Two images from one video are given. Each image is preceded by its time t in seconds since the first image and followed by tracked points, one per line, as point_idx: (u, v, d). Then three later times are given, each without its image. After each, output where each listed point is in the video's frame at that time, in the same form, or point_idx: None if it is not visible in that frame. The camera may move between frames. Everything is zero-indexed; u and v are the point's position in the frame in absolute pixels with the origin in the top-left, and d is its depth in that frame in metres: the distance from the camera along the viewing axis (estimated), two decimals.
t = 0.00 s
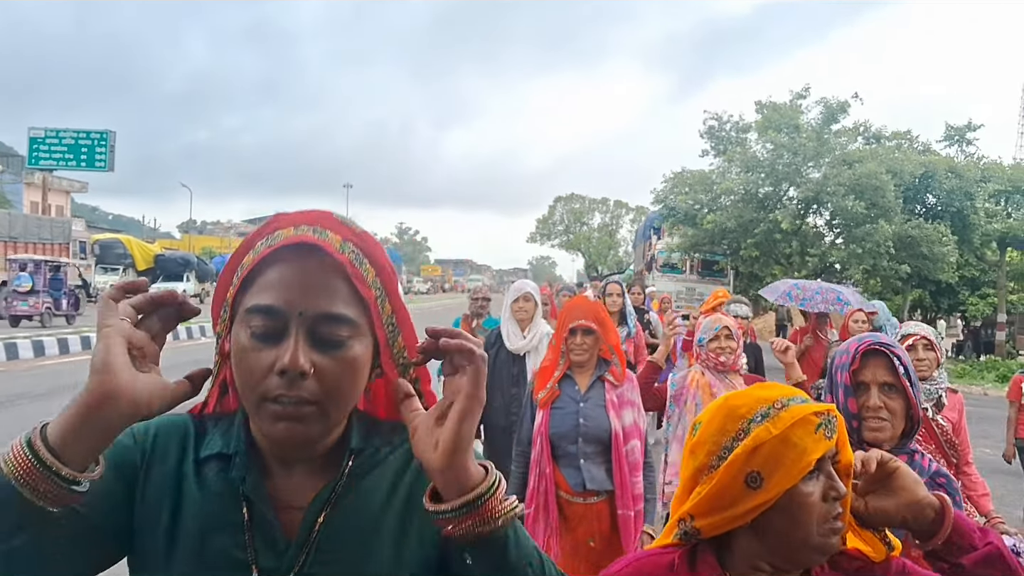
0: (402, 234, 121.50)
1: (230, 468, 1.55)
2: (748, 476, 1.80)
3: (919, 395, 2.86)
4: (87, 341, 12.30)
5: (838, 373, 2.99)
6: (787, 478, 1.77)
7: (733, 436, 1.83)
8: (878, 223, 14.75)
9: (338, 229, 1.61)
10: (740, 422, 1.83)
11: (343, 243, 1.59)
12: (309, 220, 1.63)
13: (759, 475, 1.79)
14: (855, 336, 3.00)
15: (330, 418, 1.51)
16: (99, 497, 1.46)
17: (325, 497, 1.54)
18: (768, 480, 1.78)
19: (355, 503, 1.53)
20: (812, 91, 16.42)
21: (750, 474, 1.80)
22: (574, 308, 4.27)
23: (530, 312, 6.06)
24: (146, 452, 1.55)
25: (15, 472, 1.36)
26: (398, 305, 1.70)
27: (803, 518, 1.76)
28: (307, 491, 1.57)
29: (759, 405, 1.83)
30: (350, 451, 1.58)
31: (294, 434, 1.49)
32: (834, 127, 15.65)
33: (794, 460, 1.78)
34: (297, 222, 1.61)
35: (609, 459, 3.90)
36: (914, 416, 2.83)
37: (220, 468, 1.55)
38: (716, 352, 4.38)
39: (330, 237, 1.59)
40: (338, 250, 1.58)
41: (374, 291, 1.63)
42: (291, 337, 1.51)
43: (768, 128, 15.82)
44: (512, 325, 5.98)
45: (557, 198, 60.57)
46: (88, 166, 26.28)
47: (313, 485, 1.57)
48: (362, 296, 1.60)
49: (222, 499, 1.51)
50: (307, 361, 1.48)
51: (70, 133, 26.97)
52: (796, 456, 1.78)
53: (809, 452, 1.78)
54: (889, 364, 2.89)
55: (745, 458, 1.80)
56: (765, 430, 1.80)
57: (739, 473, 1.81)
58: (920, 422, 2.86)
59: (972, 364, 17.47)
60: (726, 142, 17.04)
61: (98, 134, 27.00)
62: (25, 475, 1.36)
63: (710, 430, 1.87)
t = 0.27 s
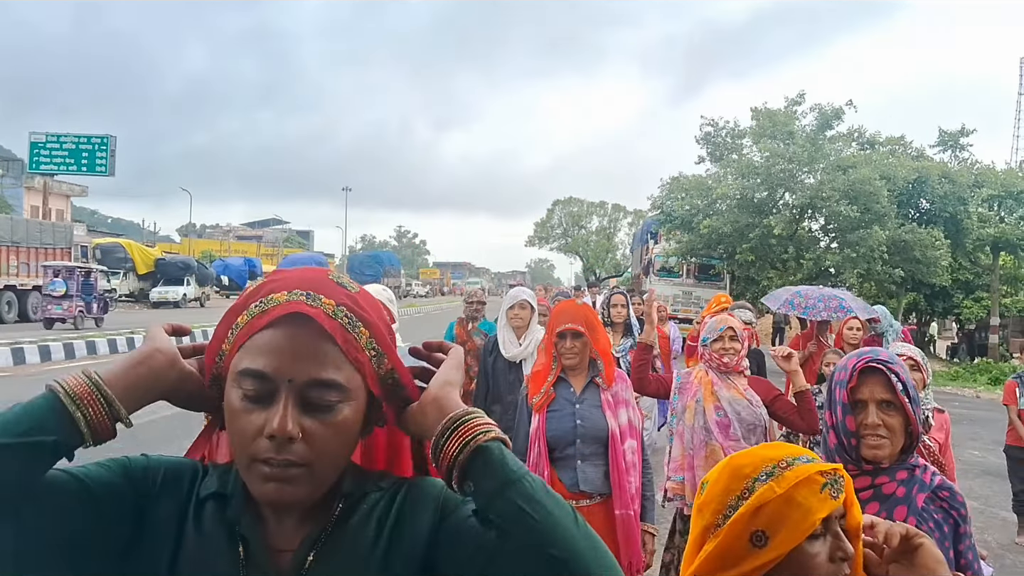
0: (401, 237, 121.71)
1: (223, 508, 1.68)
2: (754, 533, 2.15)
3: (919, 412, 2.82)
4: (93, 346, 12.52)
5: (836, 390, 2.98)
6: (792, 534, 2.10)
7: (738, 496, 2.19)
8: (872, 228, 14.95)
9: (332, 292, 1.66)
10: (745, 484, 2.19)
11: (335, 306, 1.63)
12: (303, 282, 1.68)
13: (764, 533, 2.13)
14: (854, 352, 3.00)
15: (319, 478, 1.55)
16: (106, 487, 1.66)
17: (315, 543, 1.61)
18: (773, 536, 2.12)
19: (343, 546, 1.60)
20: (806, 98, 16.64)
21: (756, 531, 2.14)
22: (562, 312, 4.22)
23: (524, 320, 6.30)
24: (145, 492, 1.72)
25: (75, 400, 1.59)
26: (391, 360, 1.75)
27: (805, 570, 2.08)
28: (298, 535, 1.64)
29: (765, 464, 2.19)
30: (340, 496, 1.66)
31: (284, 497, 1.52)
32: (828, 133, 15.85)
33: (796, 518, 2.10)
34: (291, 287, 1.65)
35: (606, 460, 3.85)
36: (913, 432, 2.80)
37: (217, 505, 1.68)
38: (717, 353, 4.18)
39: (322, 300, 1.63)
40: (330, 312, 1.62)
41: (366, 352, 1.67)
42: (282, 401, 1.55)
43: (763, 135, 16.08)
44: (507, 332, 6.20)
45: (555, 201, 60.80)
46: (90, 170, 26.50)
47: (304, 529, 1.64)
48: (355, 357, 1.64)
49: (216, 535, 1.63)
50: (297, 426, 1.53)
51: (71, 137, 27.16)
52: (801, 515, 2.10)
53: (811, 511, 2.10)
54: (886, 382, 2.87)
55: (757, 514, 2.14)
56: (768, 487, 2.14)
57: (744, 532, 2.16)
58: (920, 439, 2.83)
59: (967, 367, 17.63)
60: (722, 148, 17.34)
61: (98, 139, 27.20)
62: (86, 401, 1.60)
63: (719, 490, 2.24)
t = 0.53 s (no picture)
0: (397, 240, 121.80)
1: (225, 485, 1.68)
2: (784, 513, 2.02)
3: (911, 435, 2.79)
4: (96, 349, 12.65)
5: (827, 414, 2.97)
6: (824, 511, 1.98)
7: (767, 473, 2.06)
8: (865, 230, 15.14)
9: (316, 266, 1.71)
10: (774, 461, 2.07)
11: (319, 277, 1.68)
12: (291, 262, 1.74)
13: (795, 512, 2.01)
14: (842, 378, 2.97)
15: (312, 443, 1.55)
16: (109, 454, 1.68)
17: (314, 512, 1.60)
18: (803, 516, 2.00)
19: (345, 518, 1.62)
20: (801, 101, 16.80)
21: (786, 511, 2.02)
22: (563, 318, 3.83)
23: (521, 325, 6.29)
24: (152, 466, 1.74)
25: (28, 284, 1.57)
26: (384, 331, 1.77)
27: (836, 553, 1.96)
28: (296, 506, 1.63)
29: (796, 444, 2.08)
30: (340, 473, 1.65)
31: (275, 462, 1.53)
32: (822, 136, 16.03)
33: (828, 497, 1.99)
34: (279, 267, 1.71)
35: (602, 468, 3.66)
36: (905, 453, 2.77)
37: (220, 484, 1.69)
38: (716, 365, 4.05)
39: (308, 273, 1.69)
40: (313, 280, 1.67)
41: (360, 314, 1.68)
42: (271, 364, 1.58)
43: (757, 138, 16.23)
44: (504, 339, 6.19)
45: (551, 203, 60.97)
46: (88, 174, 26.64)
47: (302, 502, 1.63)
48: (350, 322, 1.65)
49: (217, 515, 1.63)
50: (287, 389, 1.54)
51: (70, 141, 27.28)
52: (831, 494, 2.00)
53: (843, 490, 2.00)
54: (876, 405, 2.84)
55: (793, 491, 2.02)
56: (800, 466, 2.02)
57: (775, 509, 2.02)
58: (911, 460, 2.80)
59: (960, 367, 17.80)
60: (716, 151, 17.46)
61: (97, 142, 27.32)
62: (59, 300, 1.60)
63: (748, 469, 2.10)
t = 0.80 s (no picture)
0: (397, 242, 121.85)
1: (220, 528, 1.79)
2: (834, 556, 2.14)
3: (911, 417, 2.82)
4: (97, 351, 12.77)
5: (828, 400, 2.94)
6: (872, 557, 2.11)
7: (819, 518, 2.18)
8: (862, 233, 15.28)
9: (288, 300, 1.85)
10: (826, 506, 2.19)
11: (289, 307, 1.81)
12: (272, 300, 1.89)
13: (845, 555, 2.13)
14: (843, 362, 2.95)
15: (293, 453, 1.65)
16: (98, 534, 1.84)
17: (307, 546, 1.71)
18: (853, 559, 2.12)
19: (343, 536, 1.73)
20: (798, 105, 16.94)
21: (836, 554, 2.14)
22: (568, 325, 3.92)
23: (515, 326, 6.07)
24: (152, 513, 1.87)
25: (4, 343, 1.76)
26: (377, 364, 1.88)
27: None
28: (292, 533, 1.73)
29: (848, 488, 2.19)
30: (329, 514, 1.75)
31: (262, 476, 1.63)
32: (820, 140, 16.16)
33: (877, 542, 2.11)
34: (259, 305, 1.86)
35: (604, 476, 3.60)
36: (908, 437, 2.79)
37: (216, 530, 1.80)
38: (709, 371, 4.16)
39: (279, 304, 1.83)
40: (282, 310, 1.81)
41: (347, 341, 1.81)
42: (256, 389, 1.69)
43: (755, 142, 16.39)
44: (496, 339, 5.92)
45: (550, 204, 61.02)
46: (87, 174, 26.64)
47: (295, 540, 1.73)
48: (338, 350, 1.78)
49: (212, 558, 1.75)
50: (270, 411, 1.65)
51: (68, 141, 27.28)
52: (880, 540, 2.12)
53: (893, 537, 2.12)
54: (877, 390, 2.84)
55: (838, 535, 2.14)
56: (851, 511, 2.14)
57: (827, 553, 2.15)
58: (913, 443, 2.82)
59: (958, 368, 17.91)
60: (713, 155, 17.60)
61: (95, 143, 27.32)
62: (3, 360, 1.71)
63: (799, 511, 2.22)
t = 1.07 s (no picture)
0: (395, 244, 122.09)
1: (189, 529, 1.72)
2: (874, 532, 1.98)
3: (927, 438, 2.78)
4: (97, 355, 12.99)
5: (847, 419, 2.88)
6: (914, 531, 1.94)
7: (859, 494, 2.03)
8: (856, 236, 15.43)
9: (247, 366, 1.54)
10: (866, 483, 2.03)
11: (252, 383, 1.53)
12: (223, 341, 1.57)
13: (885, 531, 1.97)
14: (863, 380, 2.89)
15: (267, 443, 1.59)
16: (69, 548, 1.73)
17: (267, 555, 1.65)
18: (893, 535, 1.96)
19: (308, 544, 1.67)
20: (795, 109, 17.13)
21: (876, 530, 1.98)
22: (568, 325, 3.92)
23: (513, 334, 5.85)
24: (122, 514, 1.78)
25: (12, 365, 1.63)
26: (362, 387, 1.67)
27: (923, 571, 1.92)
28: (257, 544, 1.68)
29: (888, 465, 2.03)
30: (300, 514, 1.70)
31: (234, 457, 1.58)
32: (816, 143, 16.33)
33: (917, 518, 1.94)
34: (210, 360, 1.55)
35: (599, 475, 3.64)
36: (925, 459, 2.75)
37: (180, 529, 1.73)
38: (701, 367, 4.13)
39: (239, 377, 1.53)
40: (244, 388, 1.52)
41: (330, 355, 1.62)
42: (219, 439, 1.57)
43: (751, 145, 16.64)
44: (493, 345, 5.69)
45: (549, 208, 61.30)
46: (90, 179, 26.99)
47: (261, 541, 1.68)
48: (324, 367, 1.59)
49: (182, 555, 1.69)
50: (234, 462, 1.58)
51: (71, 147, 27.58)
52: (921, 515, 1.95)
53: (934, 513, 1.94)
54: (896, 412, 2.77)
55: (876, 511, 1.98)
56: (892, 487, 1.98)
57: (865, 528, 1.99)
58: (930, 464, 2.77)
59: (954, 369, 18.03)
60: (709, 159, 17.81)
61: (98, 148, 27.66)
62: None
63: (840, 491, 2.07)
